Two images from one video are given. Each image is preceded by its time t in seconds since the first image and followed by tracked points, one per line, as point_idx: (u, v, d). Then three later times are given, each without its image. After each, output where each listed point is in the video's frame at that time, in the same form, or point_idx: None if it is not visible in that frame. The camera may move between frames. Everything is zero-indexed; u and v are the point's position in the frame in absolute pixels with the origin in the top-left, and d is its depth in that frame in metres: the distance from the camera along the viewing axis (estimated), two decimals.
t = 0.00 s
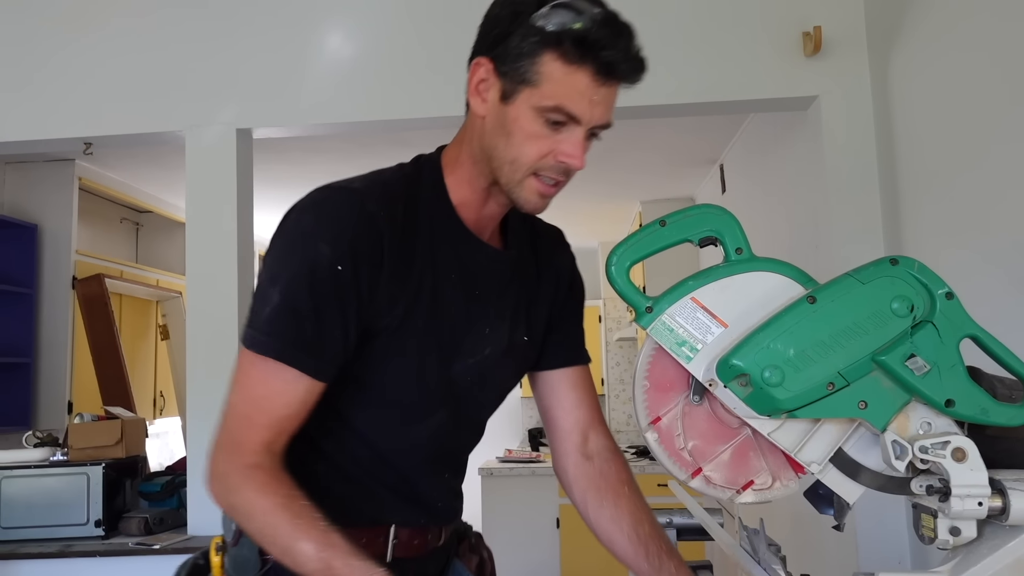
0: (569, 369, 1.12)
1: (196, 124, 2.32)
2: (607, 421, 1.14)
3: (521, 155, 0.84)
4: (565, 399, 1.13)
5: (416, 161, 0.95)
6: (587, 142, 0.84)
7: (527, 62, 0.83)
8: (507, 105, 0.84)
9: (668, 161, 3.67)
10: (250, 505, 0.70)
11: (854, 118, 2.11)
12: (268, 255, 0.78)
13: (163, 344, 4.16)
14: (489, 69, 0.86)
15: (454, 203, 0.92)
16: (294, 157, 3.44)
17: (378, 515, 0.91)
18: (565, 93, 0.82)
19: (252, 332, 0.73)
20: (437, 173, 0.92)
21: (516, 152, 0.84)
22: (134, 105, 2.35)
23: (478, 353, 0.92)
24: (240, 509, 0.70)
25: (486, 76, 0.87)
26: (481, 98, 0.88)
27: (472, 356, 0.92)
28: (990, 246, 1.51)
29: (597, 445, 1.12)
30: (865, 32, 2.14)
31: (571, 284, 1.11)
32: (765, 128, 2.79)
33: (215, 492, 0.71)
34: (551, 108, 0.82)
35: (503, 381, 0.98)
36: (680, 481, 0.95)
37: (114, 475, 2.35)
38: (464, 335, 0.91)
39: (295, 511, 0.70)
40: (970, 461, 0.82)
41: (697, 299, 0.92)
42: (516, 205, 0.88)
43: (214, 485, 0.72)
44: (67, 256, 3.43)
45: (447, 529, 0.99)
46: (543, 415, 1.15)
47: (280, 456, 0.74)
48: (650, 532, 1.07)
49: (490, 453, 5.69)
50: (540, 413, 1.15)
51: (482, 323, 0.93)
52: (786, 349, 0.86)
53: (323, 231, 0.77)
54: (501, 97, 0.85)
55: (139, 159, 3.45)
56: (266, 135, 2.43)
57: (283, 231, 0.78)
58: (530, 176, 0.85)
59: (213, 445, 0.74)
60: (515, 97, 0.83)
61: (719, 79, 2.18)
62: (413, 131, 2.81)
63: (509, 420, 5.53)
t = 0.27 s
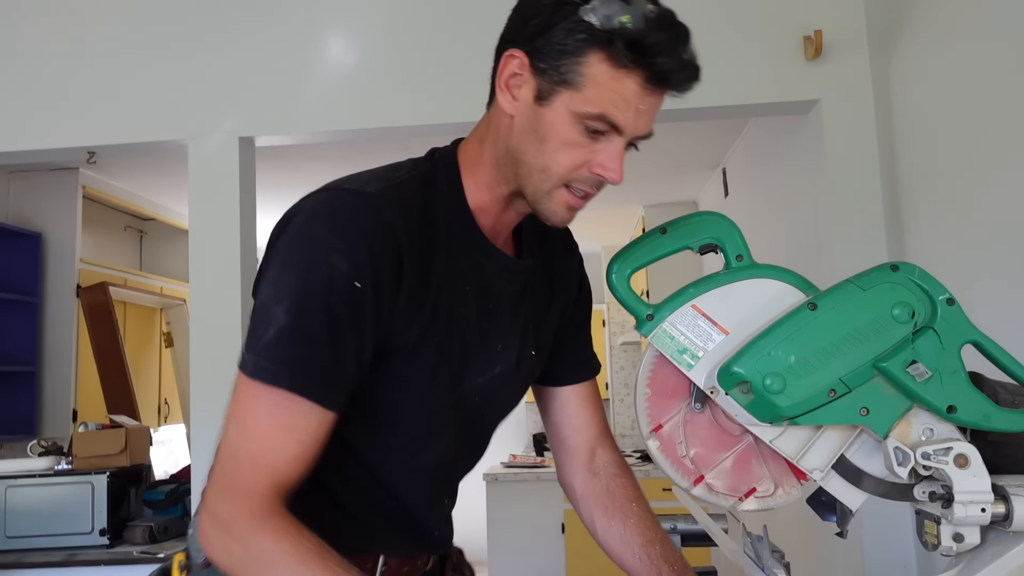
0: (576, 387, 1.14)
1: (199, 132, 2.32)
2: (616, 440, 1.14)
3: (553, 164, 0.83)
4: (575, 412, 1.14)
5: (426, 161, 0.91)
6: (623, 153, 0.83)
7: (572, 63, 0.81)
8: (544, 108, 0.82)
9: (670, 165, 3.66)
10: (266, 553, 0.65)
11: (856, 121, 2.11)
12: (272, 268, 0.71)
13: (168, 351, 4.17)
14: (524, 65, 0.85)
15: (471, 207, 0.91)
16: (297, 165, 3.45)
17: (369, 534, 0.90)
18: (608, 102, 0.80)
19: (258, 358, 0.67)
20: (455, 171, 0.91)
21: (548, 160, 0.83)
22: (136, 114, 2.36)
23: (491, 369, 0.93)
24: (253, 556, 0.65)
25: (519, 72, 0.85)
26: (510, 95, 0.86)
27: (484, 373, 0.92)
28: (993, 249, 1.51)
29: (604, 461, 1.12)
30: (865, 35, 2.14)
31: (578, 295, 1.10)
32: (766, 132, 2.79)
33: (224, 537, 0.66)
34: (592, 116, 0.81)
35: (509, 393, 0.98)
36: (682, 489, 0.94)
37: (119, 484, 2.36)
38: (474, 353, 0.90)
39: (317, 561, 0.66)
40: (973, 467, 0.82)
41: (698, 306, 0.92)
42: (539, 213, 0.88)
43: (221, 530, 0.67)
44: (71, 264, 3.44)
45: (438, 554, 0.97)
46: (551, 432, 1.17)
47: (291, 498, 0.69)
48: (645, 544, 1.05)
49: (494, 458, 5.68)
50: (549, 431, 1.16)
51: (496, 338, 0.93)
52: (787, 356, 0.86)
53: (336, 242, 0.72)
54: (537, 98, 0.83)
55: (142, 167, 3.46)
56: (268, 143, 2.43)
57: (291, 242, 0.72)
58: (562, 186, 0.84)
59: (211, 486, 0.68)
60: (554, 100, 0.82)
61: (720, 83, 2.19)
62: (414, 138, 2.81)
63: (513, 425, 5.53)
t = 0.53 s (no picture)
0: (575, 394, 1.13)
1: (200, 143, 2.33)
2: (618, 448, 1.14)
3: (575, 178, 0.82)
4: (574, 419, 1.14)
5: (434, 167, 0.86)
6: (645, 168, 0.84)
7: (603, 75, 0.80)
8: (570, 119, 0.82)
9: (671, 173, 3.67)
10: None
11: (856, 129, 2.11)
12: (298, 286, 0.65)
13: (171, 362, 4.18)
14: (549, 73, 0.84)
15: (483, 218, 0.87)
16: (299, 175, 3.46)
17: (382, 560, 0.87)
18: (636, 116, 0.81)
19: (310, 388, 0.61)
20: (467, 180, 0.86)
21: (570, 174, 0.82)
22: (138, 126, 2.37)
23: (505, 382, 0.91)
24: None
25: (542, 81, 0.84)
26: (531, 104, 0.85)
27: (500, 387, 0.90)
28: (993, 257, 1.51)
29: (604, 468, 1.12)
30: (864, 42, 2.14)
31: (571, 298, 1.08)
32: (767, 140, 2.80)
33: None
34: (620, 130, 0.81)
35: (516, 404, 0.96)
36: (681, 501, 0.94)
37: (121, 495, 2.36)
38: (488, 367, 0.88)
39: None
40: (971, 478, 0.82)
41: (695, 318, 0.92)
42: (552, 228, 0.87)
43: None
44: (75, 275, 3.45)
45: None
46: (550, 440, 1.17)
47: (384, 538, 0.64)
48: (647, 551, 1.04)
49: (498, 467, 5.67)
50: (549, 439, 1.16)
51: (507, 351, 0.91)
52: (785, 367, 0.86)
53: (373, 253, 0.67)
54: (561, 108, 0.82)
55: (145, 178, 3.47)
56: (270, 154, 2.44)
57: (318, 255, 0.66)
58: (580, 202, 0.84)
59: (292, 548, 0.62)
60: (581, 111, 0.81)
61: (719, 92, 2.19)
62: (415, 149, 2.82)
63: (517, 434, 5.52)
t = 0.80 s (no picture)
0: (571, 404, 1.14)
1: (202, 157, 2.34)
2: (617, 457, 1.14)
3: (584, 191, 0.82)
4: (572, 428, 1.14)
5: (443, 180, 0.84)
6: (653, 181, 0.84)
7: (614, 87, 0.80)
8: (580, 131, 0.81)
9: (672, 182, 3.67)
10: None
11: (856, 137, 2.11)
12: (322, 303, 0.64)
13: (173, 374, 4.18)
14: (558, 85, 0.83)
15: (492, 232, 0.86)
16: (300, 188, 3.47)
17: None
18: (645, 128, 0.80)
19: (348, 404, 0.59)
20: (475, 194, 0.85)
21: (579, 187, 0.82)
22: (140, 140, 2.38)
23: (511, 396, 0.92)
24: None
25: (550, 93, 0.83)
26: (540, 116, 0.84)
27: (506, 401, 0.91)
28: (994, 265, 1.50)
29: (602, 476, 1.12)
30: (863, 51, 2.14)
31: (566, 309, 1.08)
32: (767, 149, 2.80)
33: None
34: (630, 142, 0.81)
35: (518, 418, 0.97)
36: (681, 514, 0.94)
37: (123, 509, 2.36)
38: (498, 381, 0.88)
39: None
40: (971, 490, 0.81)
41: (694, 331, 0.92)
42: (557, 242, 0.86)
43: None
44: (77, 288, 3.46)
45: None
46: (548, 451, 1.17)
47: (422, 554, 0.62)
48: (646, 561, 1.03)
49: (501, 477, 5.67)
50: (546, 450, 1.17)
51: (515, 366, 0.91)
52: (784, 380, 0.86)
53: (399, 267, 0.66)
54: (571, 120, 0.82)
55: (147, 191, 3.48)
56: (271, 167, 2.45)
57: (342, 270, 0.65)
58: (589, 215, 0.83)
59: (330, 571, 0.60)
60: (591, 123, 0.81)
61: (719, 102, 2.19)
62: (416, 160, 2.83)
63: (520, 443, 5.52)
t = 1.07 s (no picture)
0: (570, 404, 1.13)
1: (199, 167, 2.35)
2: (616, 459, 1.13)
3: (566, 204, 0.82)
4: (570, 430, 1.14)
5: (437, 196, 0.84)
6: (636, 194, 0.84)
7: (594, 102, 0.80)
8: (562, 145, 0.82)
9: (670, 189, 3.68)
10: None
11: (851, 144, 2.12)
12: (325, 318, 0.64)
13: (172, 384, 4.18)
14: (544, 101, 0.84)
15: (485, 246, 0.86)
16: (298, 197, 3.47)
17: None
18: (625, 142, 0.81)
19: (354, 416, 0.59)
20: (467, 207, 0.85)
21: (561, 200, 0.82)
22: (137, 150, 2.38)
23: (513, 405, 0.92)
24: None
25: (536, 109, 0.84)
26: (526, 131, 0.85)
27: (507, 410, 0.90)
28: (990, 272, 1.51)
29: (601, 479, 1.12)
30: (857, 59, 2.15)
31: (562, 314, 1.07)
32: (762, 156, 2.81)
33: None
34: (610, 156, 0.81)
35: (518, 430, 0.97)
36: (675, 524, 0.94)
37: (121, 519, 2.36)
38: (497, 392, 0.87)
39: None
40: (963, 497, 0.82)
41: (686, 339, 0.92)
42: (545, 254, 0.87)
43: None
44: (76, 298, 3.46)
45: None
46: (547, 452, 1.16)
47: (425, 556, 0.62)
48: (644, 565, 1.03)
49: (501, 485, 5.66)
50: (546, 451, 1.16)
51: (516, 375, 0.90)
52: (775, 388, 0.86)
53: (401, 281, 0.66)
54: (554, 134, 0.83)
55: (145, 202, 3.49)
56: (268, 177, 2.45)
57: (343, 285, 0.65)
58: (572, 227, 0.83)
59: None
60: (571, 137, 0.82)
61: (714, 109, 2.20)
62: (413, 169, 2.83)
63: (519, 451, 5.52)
